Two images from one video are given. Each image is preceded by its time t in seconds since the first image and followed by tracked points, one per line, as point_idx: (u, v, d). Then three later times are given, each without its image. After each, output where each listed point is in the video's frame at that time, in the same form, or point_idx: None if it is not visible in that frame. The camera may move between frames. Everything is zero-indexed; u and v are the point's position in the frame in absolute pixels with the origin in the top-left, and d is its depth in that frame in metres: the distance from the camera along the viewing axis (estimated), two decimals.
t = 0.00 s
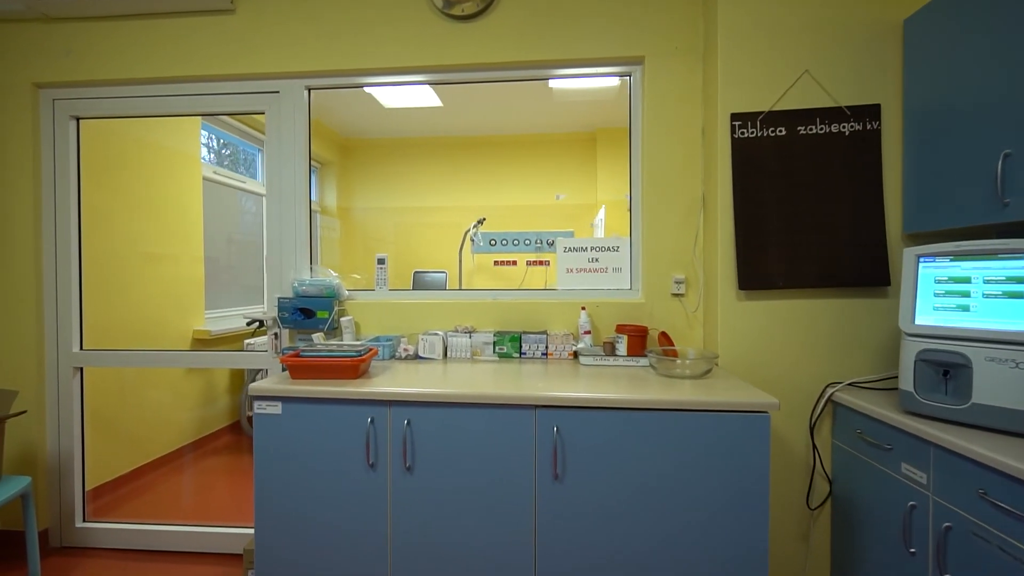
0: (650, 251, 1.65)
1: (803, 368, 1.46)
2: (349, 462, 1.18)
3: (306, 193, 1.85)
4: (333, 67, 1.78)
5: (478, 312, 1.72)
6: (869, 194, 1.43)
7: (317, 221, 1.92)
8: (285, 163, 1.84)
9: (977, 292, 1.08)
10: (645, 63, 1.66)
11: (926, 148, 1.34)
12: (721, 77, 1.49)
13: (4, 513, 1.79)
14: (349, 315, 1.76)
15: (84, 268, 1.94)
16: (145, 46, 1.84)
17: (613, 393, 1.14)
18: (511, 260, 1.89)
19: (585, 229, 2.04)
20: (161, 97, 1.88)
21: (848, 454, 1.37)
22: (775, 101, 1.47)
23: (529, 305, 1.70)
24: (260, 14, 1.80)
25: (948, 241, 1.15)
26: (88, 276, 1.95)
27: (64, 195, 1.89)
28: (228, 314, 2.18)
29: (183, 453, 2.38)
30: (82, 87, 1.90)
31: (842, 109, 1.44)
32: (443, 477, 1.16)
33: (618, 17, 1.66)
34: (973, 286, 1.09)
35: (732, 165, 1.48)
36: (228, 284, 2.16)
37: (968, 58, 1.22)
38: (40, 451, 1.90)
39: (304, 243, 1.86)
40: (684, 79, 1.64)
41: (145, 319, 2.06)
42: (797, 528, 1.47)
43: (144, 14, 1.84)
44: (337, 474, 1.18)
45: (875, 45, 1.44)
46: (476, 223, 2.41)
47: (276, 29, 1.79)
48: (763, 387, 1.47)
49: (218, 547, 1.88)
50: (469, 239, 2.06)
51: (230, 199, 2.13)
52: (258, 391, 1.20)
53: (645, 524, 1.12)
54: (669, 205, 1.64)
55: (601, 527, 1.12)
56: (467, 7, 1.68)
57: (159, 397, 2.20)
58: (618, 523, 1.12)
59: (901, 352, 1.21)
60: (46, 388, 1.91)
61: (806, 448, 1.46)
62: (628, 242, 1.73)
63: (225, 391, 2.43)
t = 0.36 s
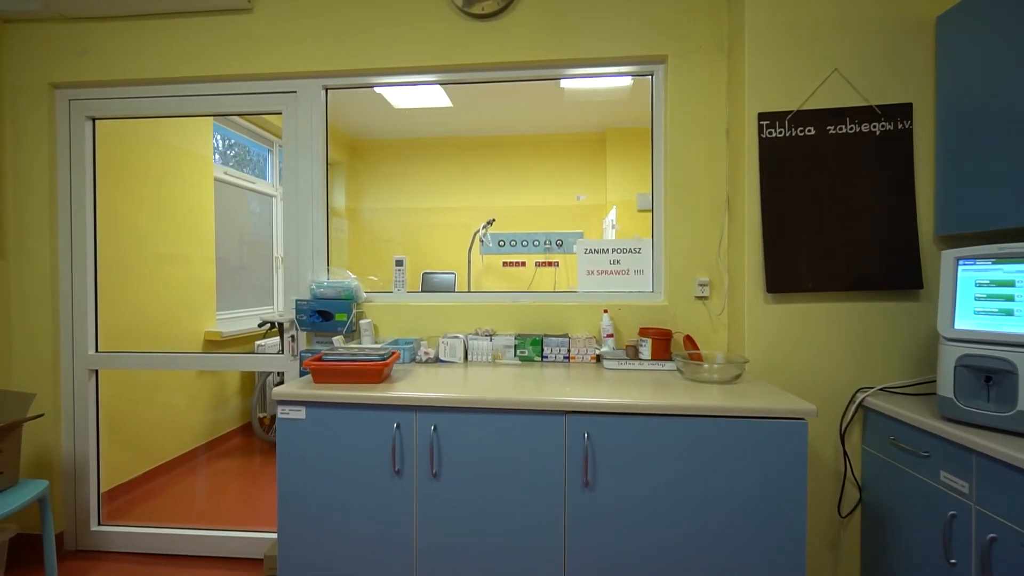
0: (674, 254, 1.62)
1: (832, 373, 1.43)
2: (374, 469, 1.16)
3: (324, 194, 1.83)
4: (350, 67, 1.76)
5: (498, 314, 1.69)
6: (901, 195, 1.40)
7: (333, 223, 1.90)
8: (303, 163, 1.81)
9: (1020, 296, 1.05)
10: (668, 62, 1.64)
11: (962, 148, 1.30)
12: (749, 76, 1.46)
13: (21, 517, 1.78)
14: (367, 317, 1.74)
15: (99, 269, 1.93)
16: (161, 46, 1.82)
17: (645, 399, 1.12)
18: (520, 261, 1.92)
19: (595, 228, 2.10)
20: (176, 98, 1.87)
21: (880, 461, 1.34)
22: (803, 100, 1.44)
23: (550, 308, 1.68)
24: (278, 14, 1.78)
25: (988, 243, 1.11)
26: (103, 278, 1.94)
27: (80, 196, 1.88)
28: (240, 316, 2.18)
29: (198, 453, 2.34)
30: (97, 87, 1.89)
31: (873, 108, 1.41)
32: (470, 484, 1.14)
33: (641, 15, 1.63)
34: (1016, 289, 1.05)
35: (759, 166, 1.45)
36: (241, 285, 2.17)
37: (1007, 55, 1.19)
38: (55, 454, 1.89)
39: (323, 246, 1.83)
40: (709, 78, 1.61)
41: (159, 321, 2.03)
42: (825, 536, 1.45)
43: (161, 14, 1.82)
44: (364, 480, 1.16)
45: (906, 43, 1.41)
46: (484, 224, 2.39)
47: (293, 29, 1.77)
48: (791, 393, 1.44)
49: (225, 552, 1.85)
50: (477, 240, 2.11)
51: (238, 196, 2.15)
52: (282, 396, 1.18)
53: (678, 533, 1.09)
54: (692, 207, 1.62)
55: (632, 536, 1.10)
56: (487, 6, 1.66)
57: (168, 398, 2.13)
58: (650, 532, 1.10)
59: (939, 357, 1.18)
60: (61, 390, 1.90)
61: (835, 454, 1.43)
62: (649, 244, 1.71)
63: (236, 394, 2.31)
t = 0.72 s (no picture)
0: (698, 259, 1.60)
1: (862, 381, 1.41)
2: (403, 479, 1.14)
3: (343, 199, 1.82)
4: (370, 71, 1.75)
5: (519, 320, 1.68)
6: (934, 199, 1.37)
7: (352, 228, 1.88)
8: (321, 168, 1.80)
9: None
10: (692, 64, 1.61)
11: (998, 151, 1.28)
12: (777, 78, 1.44)
13: (41, 524, 1.78)
14: (387, 323, 1.73)
15: (117, 274, 1.93)
16: (180, 50, 1.82)
17: (679, 409, 1.09)
18: (528, 263, 2.00)
19: (604, 232, 2.17)
20: (194, 102, 1.86)
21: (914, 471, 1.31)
22: (833, 103, 1.42)
23: (573, 314, 1.66)
24: (297, 17, 1.77)
25: None
26: (121, 284, 1.94)
27: (98, 201, 1.88)
28: (251, 318, 2.13)
29: (215, 456, 2.35)
30: (115, 92, 1.88)
31: (905, 111, 1.38)
32: (500, 495, 1.12)
33: (665, 17, 1.61)
34: None
35: (788, 170, 1.43)
36: (253, 287, 2.13)
37: None
38: (73, 459, 1.88)
39: (341, 251, 1.82)
40: (734, 80, 1.59)
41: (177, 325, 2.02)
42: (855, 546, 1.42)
43: (179, 18, 1.81)
44: (393, 490, 1.15)
45: (939, 44, 1.38)
46: (495, 227, 2.41)
47: (312, 32, 1.76)
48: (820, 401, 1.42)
49: (242, 559, 1.83)
50: (486, 241, 2.17)
51: (250, 201, 2.18)
52: (309, 406, 1.17)
53: (714, 546, 1.07)
54: (717, 211, 1.59)
55: (666, 549, 1.08)
56: (508, 8, 1.65)
57: (186, 403, 2.11)
58: (685, 545, 1.08)
59: (978, 366, 1.16)
60: (79, 395, 1.89)
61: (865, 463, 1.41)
62: (672, 248, 1.69)
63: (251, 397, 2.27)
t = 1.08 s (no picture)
0: (727, 262, 1.57)
1: (897, 387, 1.38)
2: (435, 488, 1.12)
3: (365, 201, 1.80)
4: (392, 71, 1.73)
5: (544, 324, 1.66)
6: (974, 202, 1.33)
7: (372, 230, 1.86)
8: (343, 169, 1.78)
9: None
10: (721, 64, 1.59)
11: None
12: (811, 78, 1.41)
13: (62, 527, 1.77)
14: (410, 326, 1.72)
15: (136, 276, 1.92)
16: (201, 52, 1.81)
17: (719, 417, 1.07)
18: (539, 264, 2.06)
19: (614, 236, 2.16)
20: (214, 104, 1.85)
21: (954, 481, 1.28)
22: (868, 104, 1.39)
23: (598, 318, 1.63)
24: (319, 18, 1.76)
25: None
26: (140, 286, 1.93)
27: (118, 202, 1.86)
28: (262, 321, 2.14)
29: (231, 457, 2.34)
30: (135, 93, 1.87)
31: (943, 112, 1.35)
32: (535, 504, 1.10)
33: (694, 16, 1.59)
34: None
35: (823, 172, 1.40)
36: (268, 289, 2.16)
37: None
38: (92, 462, 1.87)
39: (361, 253, 1.80)
40: (764, 80, 1.56)
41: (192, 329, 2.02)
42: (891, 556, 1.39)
43: (200, 19, 1.80)
44: (424, 499, 1.13)
45: (979, 43, 1.35)
46: (506, 227, 2.37)
47: (334, 33, 1.75)
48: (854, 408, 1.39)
49: (262, 564, 1.81)
50: (495, 242, 2.20)
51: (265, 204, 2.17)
52: (338, 412, 1.15)
53: (755, 558, 1.04)
54: (747, 213, 1.57)
55: (706, 561, 1.05)
56: (533, 8, 1.63)
57: (199, 406, 2.12)
58: (726, 557, 1.05)
59: None
60: (98, 398, 1.88)
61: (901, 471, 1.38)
62: (699, 251, 1.66)
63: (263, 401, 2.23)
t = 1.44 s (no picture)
0: (764, 261, 1.52)
1: (947, 391, 1.32)
2: (470, 494, 1.09)
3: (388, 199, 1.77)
4: (417, 67, 1.69)
5: (572, 325, 1.61)
6: None
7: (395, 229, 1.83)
8: (366, 167, 1.75)
9: None
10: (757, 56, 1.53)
11: None
12: (856, 69, 1.35)
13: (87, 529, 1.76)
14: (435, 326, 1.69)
15: (159, 276, 1.90)
16: (224, 49, 1.79)
17: (770, 422, 1.02)
18: (553, 263, 2.08)
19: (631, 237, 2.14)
20: (237, 101, 1.83)
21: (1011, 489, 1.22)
22: (916, 95, 1.33)
23: (629, 319, 1.59)
24: (342, 13, 1.73)
25: None
26: (162, 286, 1.92)
27: (141, 202, 1.85)
28: (279, 320, 2.15)
29: (250, 457, 2.35)
30: (158, 91, 1.86)
31: (997, 103, 1.28)
32: (575, 512, 1.06)
33: (729, 7, 1.54)
34: None
35: (868, 166, 1.34)
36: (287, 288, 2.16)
37: None
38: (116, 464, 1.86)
39: (385, 253, 1.76)
40: (803, 72, 1.50)
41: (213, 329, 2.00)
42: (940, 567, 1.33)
43: (223, 16, 1.78)
44: (459, 506, 1.09)
45: None
46: (523, 227, 2.38)
47: (358, 29, 1.72)
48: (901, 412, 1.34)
49: (286, 567, 1.79)
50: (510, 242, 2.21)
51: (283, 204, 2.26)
52: (370, 415, 1.11)
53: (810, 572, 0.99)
54: (784, 210, 1.51)
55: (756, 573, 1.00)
56: None
57: (220, 405, 2.11)
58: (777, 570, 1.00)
59: None
60: (121, 399, 1.87)
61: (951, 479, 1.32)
62: (733, 250, 1.59)
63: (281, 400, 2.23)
